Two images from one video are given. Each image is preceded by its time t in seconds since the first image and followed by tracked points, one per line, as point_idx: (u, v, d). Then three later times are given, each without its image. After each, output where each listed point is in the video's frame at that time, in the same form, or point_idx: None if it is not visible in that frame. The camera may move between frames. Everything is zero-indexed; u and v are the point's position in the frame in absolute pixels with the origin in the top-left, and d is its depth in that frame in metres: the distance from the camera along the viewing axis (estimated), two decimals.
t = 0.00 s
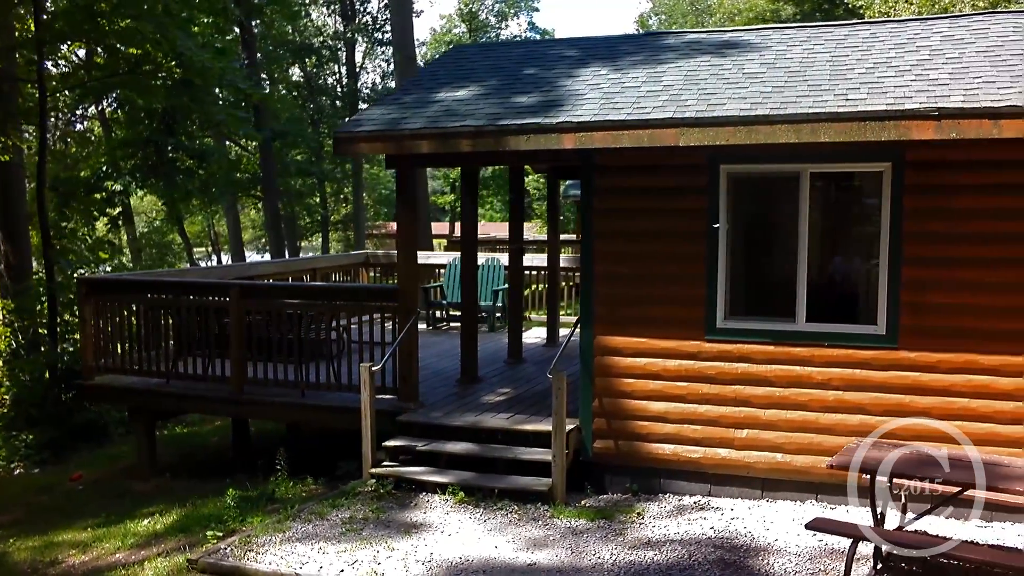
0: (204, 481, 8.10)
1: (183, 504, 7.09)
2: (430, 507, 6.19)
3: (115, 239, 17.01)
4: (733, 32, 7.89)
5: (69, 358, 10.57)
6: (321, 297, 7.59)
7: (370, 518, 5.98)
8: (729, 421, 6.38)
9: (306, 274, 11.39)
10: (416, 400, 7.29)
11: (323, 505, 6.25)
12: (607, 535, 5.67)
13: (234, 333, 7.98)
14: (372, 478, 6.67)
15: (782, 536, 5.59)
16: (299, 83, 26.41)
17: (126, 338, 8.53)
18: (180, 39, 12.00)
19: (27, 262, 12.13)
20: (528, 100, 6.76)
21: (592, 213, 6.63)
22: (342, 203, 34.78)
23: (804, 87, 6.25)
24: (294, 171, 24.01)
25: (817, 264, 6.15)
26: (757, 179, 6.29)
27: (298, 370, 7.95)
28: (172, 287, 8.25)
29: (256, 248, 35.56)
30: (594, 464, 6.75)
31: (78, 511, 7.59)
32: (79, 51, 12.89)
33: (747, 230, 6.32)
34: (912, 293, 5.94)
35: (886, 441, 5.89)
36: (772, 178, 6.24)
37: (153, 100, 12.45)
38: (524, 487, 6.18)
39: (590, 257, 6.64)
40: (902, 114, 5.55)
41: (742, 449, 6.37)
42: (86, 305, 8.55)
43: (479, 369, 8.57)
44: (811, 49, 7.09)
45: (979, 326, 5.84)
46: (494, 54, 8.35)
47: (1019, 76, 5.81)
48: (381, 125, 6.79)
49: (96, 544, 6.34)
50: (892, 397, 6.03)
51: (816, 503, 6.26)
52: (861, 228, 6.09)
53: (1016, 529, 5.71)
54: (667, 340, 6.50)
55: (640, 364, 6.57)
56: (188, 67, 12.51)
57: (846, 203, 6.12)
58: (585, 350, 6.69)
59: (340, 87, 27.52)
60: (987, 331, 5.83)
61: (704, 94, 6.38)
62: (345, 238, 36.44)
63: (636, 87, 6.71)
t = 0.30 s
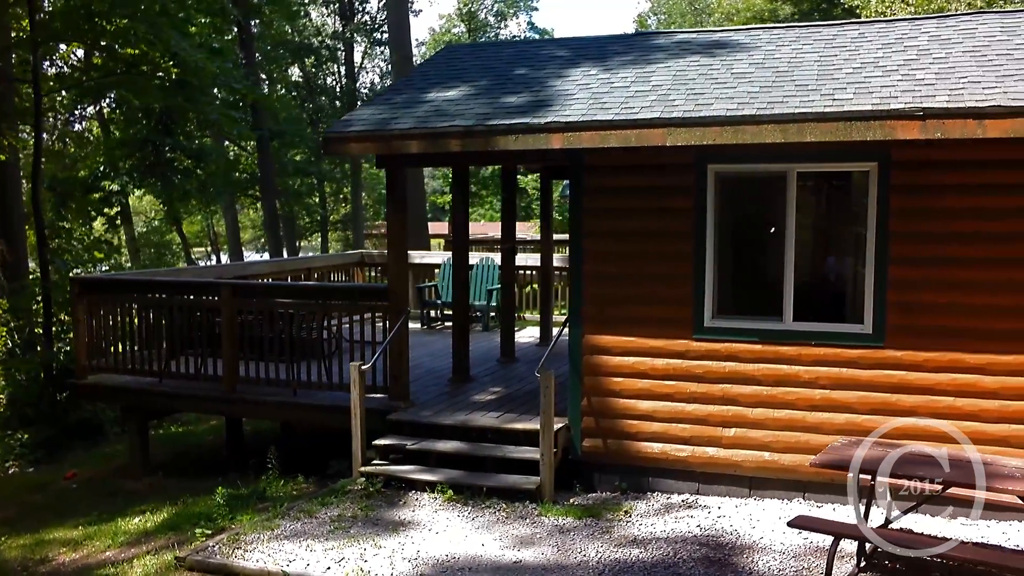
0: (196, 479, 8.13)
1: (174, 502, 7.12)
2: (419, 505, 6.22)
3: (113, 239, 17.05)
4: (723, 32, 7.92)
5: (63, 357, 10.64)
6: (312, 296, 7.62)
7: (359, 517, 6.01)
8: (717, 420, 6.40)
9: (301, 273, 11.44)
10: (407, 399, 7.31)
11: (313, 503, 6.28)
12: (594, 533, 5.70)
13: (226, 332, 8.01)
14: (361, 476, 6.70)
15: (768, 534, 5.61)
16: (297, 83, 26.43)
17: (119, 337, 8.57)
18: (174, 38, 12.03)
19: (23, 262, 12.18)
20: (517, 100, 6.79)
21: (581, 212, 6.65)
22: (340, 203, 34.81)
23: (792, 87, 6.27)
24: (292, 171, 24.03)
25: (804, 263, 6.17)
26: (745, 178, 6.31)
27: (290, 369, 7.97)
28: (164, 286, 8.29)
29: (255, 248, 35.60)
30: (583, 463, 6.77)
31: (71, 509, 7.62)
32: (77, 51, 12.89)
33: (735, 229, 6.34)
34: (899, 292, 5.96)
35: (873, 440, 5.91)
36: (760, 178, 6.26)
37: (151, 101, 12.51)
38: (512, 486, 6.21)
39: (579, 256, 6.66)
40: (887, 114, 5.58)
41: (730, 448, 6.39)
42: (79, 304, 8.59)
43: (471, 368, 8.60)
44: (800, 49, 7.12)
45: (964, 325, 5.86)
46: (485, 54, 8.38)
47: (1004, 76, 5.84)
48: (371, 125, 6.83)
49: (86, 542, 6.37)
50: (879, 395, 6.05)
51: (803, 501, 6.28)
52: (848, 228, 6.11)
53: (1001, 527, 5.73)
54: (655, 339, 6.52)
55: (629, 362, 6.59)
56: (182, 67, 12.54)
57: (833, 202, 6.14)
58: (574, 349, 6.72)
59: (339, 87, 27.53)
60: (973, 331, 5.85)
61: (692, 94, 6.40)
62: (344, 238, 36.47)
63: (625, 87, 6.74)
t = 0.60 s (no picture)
0: (188, 478, 8.16)
1: (164, 500, 7.15)
2: (407, 503, 6.26)
3: (110, 239, 17.07)
4: (713, 33, 7.95)
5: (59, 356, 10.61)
6: (303, 296, 7.66)
7: (347, 514, 6.04)
8: (704, 418, 6.43)
9: (295, 272, 11.49)
10: (398, 398, 7.35)
11: (302, 501, 6.32)
12: (580, 530, 5.72)
13: (217, 331, 8.04)
14: (350, 474, 6.74)
15: (753, 531, 5.64)
16: (296, 83, 26.45)
17: (113, 336, 8.59)
18: (167, 38, 12.05)
19: (19, 261, 12.19)
20: (506, 100, 6.83)
21: (569, 211, 6.68)
22: (340, 203, 34.85)
23: (778, 87, 6.30)
24: (290, 170, 24.05)
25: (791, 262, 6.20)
26: (731, 177, 6.34)
27: (282, 368, 8.01)
28: (156, 285, 8.32)
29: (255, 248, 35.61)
30: (571, 461, 6.79)
31: (62, 508, 7.65)
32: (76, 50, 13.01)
33: (722, 228, 6.37)
34: (884, 291, 5.99)
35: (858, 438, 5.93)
36: (746, 177, 6.29)
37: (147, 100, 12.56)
38: (500, 483, 6.24)
39: (567, 256, 6.69)
40: (872, 114, 5.60)
41: (717, 446, 6.41)
42: (71, 303, 8.61)
43: (462, 367, 8.63)
44: (788, 49, 7.15)
45: (950, 324, 5.89)
46: (477, 54, 8.41)
47: (989, 77, 5.87)
48: (360, 125, 6.87)
49: (76, 540, 6.40)
50: (865, 393, 6.08)
51: (790, 499, 6.30)
52: (833, 227, 6.15)
53: (985, 524, 5.76)
54: (643, 338, 6.55)
55: (617, 361, 6.62)
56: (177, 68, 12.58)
57: (819, 201, 6.17)
58: (563, 348, 6.75)
59: (337, 87, 27.54)
60: (958, 329, 5.88)
61: (679, 94, 6.43)
62: (343, 238, 36.47)
63: (613, 87, 6.77)
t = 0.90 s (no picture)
0: (180, 477, 8.20)
1: (155, 499, 7.18)
2: (395, 501, 6.29)
3: (107, 239, 17.12)
4: (702, 33, 7.98)
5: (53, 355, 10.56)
6: (294, 295, 7.69)
7: (335, 513, 6.07)
8: (691, 417, 6.46)
9: (290, 271, 11.54)
10: (387, 396, 7.38)
11: (290, 499, 6.35)
12: (567, 528, 5.73)
13: (208, 331, 8.07)
14: (340, 473, 6.77)
15: (738, 529, 5.66)
16: (295, 83, 26.52)
17: (106, 335, 8.63)
18: (162, 38, 12.10)
19: (14, 260, 12.21)
20: (494, 101, 6.86)
21: (557, 211, 6.71)
22: (339, 203, 34.91)
23: (765, 86, 6.33)
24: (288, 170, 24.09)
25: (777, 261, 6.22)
26: (718, 177, 6.36)
27: (273, 367, 8.03)
28: (148, 284, 8.35)
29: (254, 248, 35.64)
30: (560, 460, 6.82)
31: (54, 506, 7.69)
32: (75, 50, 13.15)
33: (709, 228, 6.40)
34: (870, 290, 6.01)
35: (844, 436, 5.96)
36: (733, 177, 6.31)
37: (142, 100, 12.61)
38: (488, 482, 6.27)
39: (556, 255, 6.72)
40: (857, 113, 5.63)
41: (704, 444, 6.44)
42: (64, 303, 8.64)
43: (453, 366, 8.66)
44: (776, 50, 7.17)
45: (935, 322, 5.92)
46: (467, 54, 8.44)
47: (974, 76, 5.90)
48: (350, 125, 6.91)
49: (67, 538, 6.43)
50: (851, 392, 6.11)
51: (776, 497, 6.33)
52: (819, 226, 6.18)
53: (969, 523, 5.79)
54: (630, 336, 6.57)
55: (605, 360, 6.65)
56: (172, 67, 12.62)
57: (806, 200, 6.19)
58: (551, 347, 6.77)
59: (336, 87, 27.58)
60: (943, 328, 5.91)
61: (666, 93, 6.46)
62: (342, 237, 36.52)
63: (601, 87, 6.80)
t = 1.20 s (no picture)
0: (172, 475, 8.23)
1: (146, 497, 7.21)
2: (383, 499, 6.32)
3: (104, 238, 17.16)
4: (692, 33, 8.01)
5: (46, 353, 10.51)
6: (286, 294, 7.72)
7: (323, 510, 6.11)
8: (678, 415, 6.49)
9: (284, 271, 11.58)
10: (377, 395, 7.41)
11: (279, 497, 6.39)
12: (553, 525, 5.76)
13: (199, 330, 8.09)
14: (329, 471, 6.80)
15: (723, 527, 5.70)
16: (294, 83, 26.59)
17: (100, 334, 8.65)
18: (155, 38, 12.11)
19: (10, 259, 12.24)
20: (483, 101, 6.89)
21: (545, 210, 6.74)
22: (338, 203, 34.93)
23: (751, 86, 6.36)
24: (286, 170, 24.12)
25: (764, 260, 6.24)
26: (705, 177, 6.39)
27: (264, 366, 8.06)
28: (140, 284, 8.37)
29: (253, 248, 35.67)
30: (548, 458, 6.86)
31: (47, 504, 7.72)
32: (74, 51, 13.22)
33: (696, 227, 6.42)
34: (855, 289, 6.05)
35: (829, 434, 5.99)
36: (720, 176, 6.34)
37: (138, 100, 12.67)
38: (475, 480, 6.30)
39: (544, 254, 6.75)
40: (841, 113, 5.66)
41: (691, 443, 6.47)
42: (56, 302, 8.66)
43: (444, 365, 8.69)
44: (764, 49, 7.20)
45: (920, 321, 5.95)
46: (458, 54, 8.48)
47: (958, 76, 5.93)
48: (339, 125, 6.94)
49: (57, 536, 6.47)
50: (837, 390, 6.14)
51: (763, 495, 6.36)
52: (805, 226, 6.20)
53: (953, 520, 5.82)
54: (618, 335, 6.60)
55: (592, 359, 6.68)
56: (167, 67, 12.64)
57: (792, 200, 6.21)
58: (539, 346, 6.80)
59: (334, 87, 27.61)
60: (927, 327, 5.94)
61: (653, 93, 6.49)
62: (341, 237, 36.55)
63: (590, 87, 6.82)
